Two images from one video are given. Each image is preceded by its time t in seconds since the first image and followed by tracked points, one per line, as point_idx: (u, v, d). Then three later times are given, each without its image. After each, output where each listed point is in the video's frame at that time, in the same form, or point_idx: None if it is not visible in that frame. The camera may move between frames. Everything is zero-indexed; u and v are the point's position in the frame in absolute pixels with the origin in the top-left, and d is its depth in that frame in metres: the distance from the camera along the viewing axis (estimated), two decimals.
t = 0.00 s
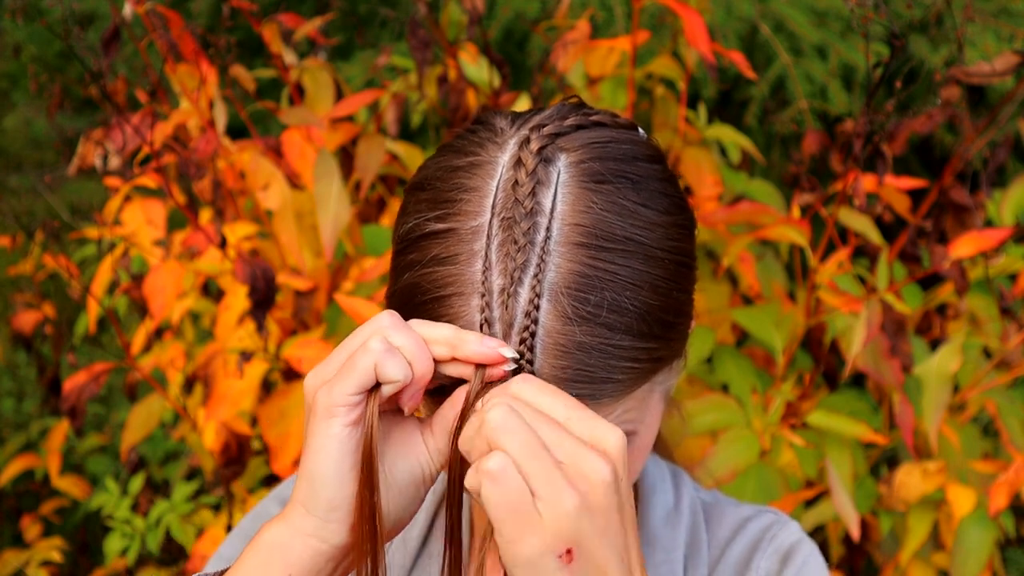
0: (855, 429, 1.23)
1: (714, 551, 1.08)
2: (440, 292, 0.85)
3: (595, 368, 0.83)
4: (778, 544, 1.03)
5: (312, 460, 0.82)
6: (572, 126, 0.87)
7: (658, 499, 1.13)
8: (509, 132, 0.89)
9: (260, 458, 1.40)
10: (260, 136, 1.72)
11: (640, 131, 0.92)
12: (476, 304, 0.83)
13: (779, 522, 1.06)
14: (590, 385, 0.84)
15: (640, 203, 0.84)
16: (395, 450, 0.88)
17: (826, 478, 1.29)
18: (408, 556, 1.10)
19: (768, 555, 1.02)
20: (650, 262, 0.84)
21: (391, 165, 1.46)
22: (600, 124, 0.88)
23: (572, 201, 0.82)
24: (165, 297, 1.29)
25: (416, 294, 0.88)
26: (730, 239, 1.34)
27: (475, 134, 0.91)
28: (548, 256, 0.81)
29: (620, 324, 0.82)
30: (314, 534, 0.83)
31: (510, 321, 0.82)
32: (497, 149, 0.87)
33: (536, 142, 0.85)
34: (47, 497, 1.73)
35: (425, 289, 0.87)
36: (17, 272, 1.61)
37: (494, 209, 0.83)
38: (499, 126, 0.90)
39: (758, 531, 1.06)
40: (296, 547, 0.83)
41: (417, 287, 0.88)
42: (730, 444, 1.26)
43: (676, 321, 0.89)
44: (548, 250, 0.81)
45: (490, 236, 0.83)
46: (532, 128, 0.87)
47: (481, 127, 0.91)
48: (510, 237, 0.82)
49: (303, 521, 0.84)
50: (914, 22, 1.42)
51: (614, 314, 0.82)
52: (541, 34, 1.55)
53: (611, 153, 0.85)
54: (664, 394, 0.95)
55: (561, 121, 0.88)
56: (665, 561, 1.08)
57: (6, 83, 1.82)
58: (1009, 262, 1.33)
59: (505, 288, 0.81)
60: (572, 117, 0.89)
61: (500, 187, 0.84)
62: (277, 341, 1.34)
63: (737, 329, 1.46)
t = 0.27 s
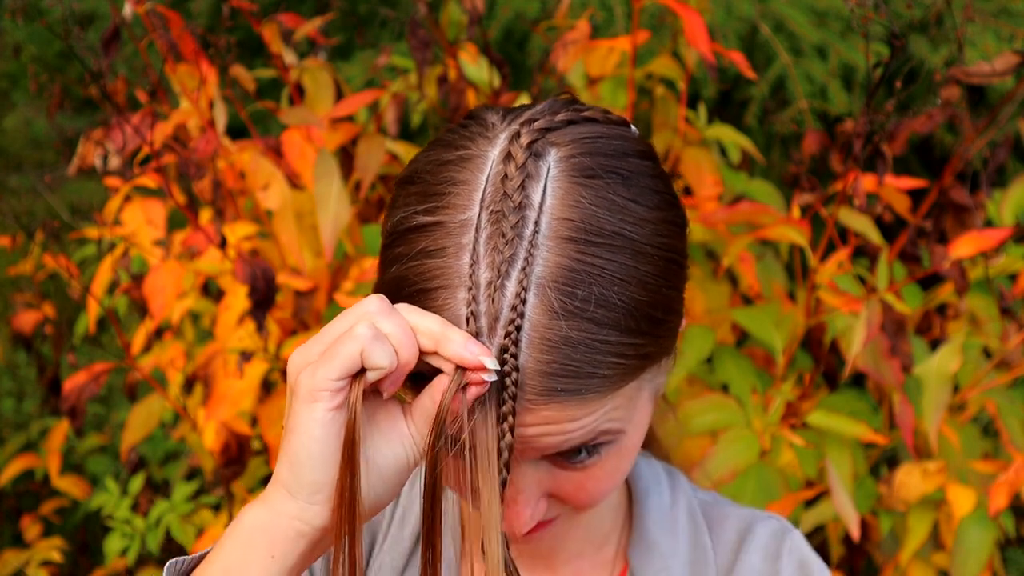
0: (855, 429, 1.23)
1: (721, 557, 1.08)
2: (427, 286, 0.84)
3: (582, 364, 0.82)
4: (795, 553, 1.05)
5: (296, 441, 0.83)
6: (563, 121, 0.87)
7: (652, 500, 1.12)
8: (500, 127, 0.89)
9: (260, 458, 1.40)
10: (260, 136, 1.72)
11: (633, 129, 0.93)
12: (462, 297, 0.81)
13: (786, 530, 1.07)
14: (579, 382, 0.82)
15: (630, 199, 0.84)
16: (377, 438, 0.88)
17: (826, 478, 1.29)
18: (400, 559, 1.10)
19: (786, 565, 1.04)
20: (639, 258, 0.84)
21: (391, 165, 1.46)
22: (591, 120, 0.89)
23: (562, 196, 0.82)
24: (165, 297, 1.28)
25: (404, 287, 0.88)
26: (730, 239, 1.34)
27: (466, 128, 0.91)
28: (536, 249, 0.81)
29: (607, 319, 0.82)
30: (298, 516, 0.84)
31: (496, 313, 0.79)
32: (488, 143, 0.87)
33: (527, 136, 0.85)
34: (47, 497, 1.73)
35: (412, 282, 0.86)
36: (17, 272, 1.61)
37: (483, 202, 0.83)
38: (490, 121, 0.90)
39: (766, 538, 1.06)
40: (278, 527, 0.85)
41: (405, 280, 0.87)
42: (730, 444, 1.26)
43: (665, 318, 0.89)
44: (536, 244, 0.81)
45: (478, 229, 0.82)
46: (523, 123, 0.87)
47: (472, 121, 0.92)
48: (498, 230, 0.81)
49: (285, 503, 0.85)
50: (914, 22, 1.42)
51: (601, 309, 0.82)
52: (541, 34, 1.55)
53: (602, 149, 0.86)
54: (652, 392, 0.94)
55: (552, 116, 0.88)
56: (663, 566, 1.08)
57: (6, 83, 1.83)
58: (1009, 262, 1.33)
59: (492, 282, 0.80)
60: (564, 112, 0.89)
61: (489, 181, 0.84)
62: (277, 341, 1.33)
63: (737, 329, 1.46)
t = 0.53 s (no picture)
0: (855, 429, 1.23)
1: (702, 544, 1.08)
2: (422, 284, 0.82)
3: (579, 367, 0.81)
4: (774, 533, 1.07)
5: (287, 450, 0.81)
6: (566, 122, 0.87)
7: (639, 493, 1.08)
8: (502, 126, 0.89)
9: (260, 458, 1.40)
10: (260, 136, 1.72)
11: (634, 133, 0.93)
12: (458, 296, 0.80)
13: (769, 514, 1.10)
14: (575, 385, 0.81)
15: (630, 202, 0.84)
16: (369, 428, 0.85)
17: (826, 477, 1.29)
18: (390, 558, 1.10)
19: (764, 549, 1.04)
20: (637, 262, 0.84)
21: (391, 165, 1.46)
22: (594, 122, 0.88)
23: (562, 196, 0.82)
24: (165, 297, 1.28)
25: (399, 283, 0.87)
26: (730, 239, 1.34)
27: (467, 127, 0.91)
28: (535, 249, 0.79)
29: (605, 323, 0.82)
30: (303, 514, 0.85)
31: (493, 311, 0.76)
32: (488, 141, 0.87)
33: (528, 135, 0.84)
34: (47, 497, 1.73)
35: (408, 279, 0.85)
36: (17, 272, 1.62)
37: (482, 200, 0.81)
38: (492, 120, 0.90)
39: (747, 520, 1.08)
40: (283, 528, 0.85)
41: (401, 276, 0.87)
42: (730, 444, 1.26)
43: (662, 323, 0.89)
44: (534, 244, 0.79)
45: (476, 227, 0.80)
46: (525, 122, 0.87)
47: (474, 120, 0.92)
48: (496, 228, 0.79)
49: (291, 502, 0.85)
50: (914, 22, 1.42)
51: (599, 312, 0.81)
52: (541, 34, 1.55)
53: (603, 151, 0.85)
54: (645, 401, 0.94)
55: (555, 116, 0.88)
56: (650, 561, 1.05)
57: (6, 83, 1.83)
58: (1009, 262, 1.33)
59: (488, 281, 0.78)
60: (566, 112, 0.89)
61: (489, 179, 0.82)
62: (277, 341, 1.33)
63: (737, 329, 1.47)
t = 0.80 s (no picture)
0: (855, 429, 1.23)
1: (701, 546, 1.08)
2: (423, 287, 0.83)
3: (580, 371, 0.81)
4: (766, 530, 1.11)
5: (282, 455, 0.82)
6: (568, 125, 0.87)
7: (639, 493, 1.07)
8: (504, 127, 0.89)
9: (260, 458, 1.40)
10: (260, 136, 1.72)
11: (638, 136, 0.92)
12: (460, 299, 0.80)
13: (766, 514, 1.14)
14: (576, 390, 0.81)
15: (633, 206, 0.84)
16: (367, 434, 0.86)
17: (826, 477, 1.29)
18: (387, 559, 1.09)
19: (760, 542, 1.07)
20: (640, 266, 0.83)
21: (391, 165, 1.46)
22: (597, 125, 0.88)
23: (564, 200, 0.81)
24: (165, 297, 1.28)
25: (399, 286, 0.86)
26: (730, 239, 1.34)
27: (470, 128, 0.91)
28: (536, 252, 0.79)
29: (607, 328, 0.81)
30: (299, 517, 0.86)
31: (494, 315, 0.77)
32: (491, 143, 0.87)
33: (531, 138, 0.84)
34: (47, 496, 1.73)
35: (408, 282, 0.84)
36: (17, 272, 1.61)
37: (483, 203, 0.82)
38: (495, 122, 0.90)
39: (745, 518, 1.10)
40: (279, 530, 0.86)
41: (401, 279, 0.86)
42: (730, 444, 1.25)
43: (664, 328, 0.88)
44: (535, 247, 0.79)
45: (478, 230, 0.81)
46: (528, 124, 0.87)
47: (477, 121, 0.91)
48: (498, 232, 0.79)
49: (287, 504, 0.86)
50: (914, 22, 1.42)
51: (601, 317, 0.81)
52: (541, 34, 1.55)
53: (606, 155, 0.85)
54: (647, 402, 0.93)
55: (558, 119, 0.88)
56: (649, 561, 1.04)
57: (6, 83, 1.83)
58: (1009, 262, 1.33)
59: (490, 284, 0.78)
60: (569, 115, 0.89)
61: (491, 181, 0.83)
62: (277, 341, 1.33)
63: (737, 329, 1.47)
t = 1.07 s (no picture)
0: (855, 429, 1.23)
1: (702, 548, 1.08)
2: (428, 288, 0.83)
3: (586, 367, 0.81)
4: (764, 528, 1.09)
5: (285, 490, 0.80)
6: (567, 122, 0.87)
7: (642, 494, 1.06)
8: (503, 126, 0.89)
9: (260, 458, 1.40)
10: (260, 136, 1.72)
11: (636, 130, 0.92)
12: (466, 300, 0.81)
13: (764, 512, 1.12)
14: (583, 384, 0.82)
15: (634, 201, 0.84)
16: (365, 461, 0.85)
17: (826, 477, 1.29)
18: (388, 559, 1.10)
19: (757, 541, 1.08)
20: (642, 261, 0.84)
21: (391, 165, 1.46)
22: (595, 121, 0.88)
23: (566, 197, 0.82)
24: (165, 297, 1.28)
25: (403, 288, 0.86)
26: (730, 239, 1.34)
27: (468, 128, 0.91)
28: (540, 251, 0.80)
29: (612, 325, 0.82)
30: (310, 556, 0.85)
31: (500, 315, 0.79)
32: (490, 142, 0.87)
33: (530, 136, 0.84)
34: (47, 496, 1.74)
35: (413, 284, 0.84)
36: (17, 272, 1.62)
37: (486, 203, 0.82)
38: (493, 121, 0.90)
39: (741, 520, 1.11)
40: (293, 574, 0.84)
41: (405, 281, 0.85)
42: (730, 444, 1.25)
43: (667, 322, 0.89)
44: (539, 245, 0.80)
45: (481, 230, 0.81)
46: (526, 123, 0.87)
47: (475, 121, 0.91)
48: (501, 231, 0.80)
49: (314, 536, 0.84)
50: (914, 22, 1.42)
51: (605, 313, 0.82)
52: (541, 34, 1.55)
53: (605, 150, 0.85)
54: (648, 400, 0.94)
55: (556, 116, 0.88)
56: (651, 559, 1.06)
57: (6, 83, 1.83)
58: (1009, 262, 1.33)
59: (496, 284, 0.79)
60: (567, 112, 0.89)
61: (492, 181, 0.83)
62: (276, 341, 1.33)
63: (737, 329, 1.47)
